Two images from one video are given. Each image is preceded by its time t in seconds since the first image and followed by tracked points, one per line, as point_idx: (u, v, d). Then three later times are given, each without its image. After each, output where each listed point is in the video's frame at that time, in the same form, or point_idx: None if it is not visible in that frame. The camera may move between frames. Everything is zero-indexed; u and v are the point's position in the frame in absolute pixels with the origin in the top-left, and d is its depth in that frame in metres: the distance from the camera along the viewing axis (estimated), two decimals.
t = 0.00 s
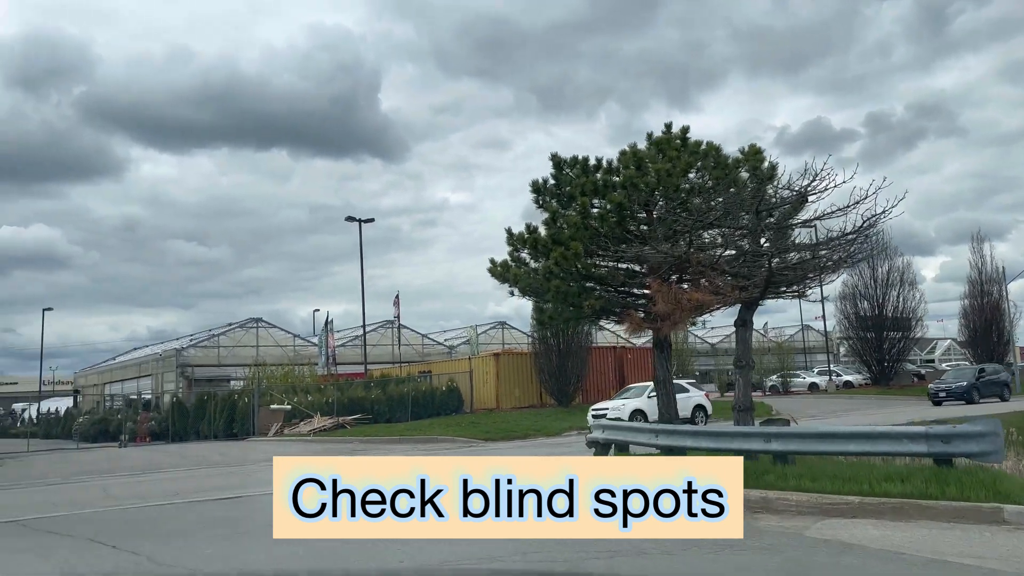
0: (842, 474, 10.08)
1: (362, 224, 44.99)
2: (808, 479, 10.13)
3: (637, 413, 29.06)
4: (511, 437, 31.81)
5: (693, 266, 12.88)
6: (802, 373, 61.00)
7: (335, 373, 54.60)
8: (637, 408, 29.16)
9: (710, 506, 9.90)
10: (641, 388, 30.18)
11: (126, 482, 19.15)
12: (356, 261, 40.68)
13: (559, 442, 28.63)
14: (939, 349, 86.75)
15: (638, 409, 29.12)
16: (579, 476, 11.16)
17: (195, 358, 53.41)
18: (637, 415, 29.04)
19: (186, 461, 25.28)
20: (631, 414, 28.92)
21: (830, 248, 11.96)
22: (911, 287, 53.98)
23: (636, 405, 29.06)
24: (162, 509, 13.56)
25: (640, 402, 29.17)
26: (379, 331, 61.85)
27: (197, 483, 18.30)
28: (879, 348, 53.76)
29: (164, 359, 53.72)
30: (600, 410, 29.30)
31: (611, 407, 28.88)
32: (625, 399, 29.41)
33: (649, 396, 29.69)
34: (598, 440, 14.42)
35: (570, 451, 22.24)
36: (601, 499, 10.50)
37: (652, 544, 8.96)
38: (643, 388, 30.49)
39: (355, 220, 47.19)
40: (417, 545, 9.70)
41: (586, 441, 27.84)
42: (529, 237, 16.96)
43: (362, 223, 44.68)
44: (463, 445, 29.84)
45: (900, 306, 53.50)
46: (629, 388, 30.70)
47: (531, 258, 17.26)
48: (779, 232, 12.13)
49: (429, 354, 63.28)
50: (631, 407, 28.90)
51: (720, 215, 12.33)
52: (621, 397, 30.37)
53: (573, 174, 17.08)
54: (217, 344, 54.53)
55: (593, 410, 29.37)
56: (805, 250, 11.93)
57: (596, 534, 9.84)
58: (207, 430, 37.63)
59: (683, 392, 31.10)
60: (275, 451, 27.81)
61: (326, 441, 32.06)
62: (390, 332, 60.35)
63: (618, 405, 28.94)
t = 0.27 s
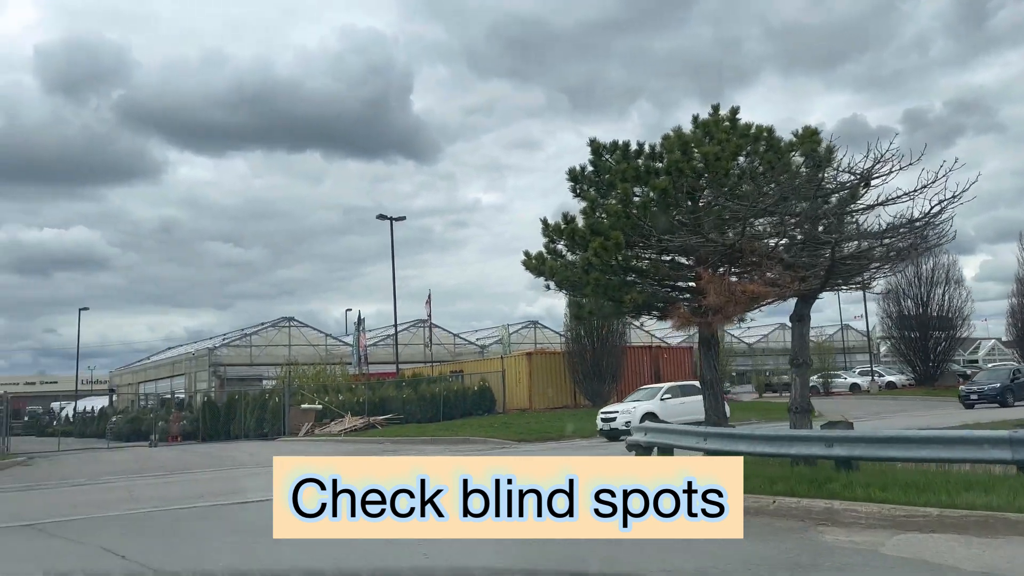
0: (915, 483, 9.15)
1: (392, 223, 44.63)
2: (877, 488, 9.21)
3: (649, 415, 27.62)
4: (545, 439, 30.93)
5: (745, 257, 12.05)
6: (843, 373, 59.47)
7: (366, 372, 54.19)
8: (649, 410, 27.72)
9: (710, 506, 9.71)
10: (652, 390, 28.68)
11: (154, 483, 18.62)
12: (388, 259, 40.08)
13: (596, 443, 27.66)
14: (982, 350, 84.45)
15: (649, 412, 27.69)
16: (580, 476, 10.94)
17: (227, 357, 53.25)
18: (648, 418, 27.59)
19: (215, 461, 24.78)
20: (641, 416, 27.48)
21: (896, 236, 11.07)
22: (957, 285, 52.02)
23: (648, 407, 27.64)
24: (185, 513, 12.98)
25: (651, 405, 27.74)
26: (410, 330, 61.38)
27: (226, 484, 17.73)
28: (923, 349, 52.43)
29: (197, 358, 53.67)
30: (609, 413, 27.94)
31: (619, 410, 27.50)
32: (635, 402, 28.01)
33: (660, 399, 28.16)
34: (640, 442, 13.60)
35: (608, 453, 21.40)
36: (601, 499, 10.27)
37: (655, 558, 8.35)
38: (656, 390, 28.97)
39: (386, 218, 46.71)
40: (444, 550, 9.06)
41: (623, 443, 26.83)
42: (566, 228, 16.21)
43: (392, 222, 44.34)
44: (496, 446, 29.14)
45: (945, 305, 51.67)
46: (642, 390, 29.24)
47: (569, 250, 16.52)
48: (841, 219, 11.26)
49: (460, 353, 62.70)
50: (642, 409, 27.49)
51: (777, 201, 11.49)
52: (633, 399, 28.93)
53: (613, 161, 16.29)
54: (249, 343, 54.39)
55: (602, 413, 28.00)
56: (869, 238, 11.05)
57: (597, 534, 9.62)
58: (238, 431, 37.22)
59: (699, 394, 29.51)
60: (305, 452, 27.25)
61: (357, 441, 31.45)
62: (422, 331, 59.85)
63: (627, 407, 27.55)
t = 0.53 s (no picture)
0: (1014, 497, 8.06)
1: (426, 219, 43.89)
2: (970, 502, 8.14)
3: (660, 420, 25.98)
4: (583, 440, 29.85)
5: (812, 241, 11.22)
6: (890, 373, 57.56)
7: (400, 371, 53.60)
8: (661, 414, 26.10)
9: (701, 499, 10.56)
10: (664, 392, 26.97)
11: (181, 485, 18.01)
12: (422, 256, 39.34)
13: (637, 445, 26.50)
14: None
15: (660, 416, 26.07)
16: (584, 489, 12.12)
17: (262, 355, 52.99)
18: (659, 422, 25.96)
19: (245, 461, 24.19)
20: (651, 421, 25.88)
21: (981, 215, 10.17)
22: (1011, 282, 49.72)
23: (659, 411, 26.02)
24: (208, 519, 12.26)
25: (661, 409, 26.10)
26: (445, 329, 60.69)
27: (254, 487, 17.03)
28: (975, 350, 50.58)
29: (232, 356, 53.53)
30: (617, 416, 26.36)
31: (627, 414, 25.94)
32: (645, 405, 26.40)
33: (672, 402, 26.45)
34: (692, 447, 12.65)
35: (651, 456, 20.40)
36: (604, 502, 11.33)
37: (692, 571, 7.48)
38: (669, 391, 27.23)
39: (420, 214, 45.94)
40: (480, 565, 8.16)
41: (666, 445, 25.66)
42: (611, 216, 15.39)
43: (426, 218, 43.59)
44: (532, 447, 28.26)
45: (999, 303, 49.48)
46: (653, 391, 27.54)
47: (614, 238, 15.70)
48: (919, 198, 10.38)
49: (495, 352, 61.88)
50: (652, 413, 25.87)
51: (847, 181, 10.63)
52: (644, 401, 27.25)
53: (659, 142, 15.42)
54: (284, 341, 54.07)
55: (610, 416, 26.42)
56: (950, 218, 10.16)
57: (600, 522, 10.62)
58: (271, 430, 36.72)
59: (716, 395, 27.66)
60: (337, 452, 26.57)
61: (390, 441, 30.73)
62: (456, 330, 59.12)
63: (636, 411, 25.96)
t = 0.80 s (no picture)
0: None
1: (453, 215, 43.20)
2: None
3: (667, 421, 25.04)
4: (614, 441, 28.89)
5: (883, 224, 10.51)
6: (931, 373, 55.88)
7: (427, 369, 52.97)
8: (669, 416, 25.15)
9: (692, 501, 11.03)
10: (672, 391, 25.98)
11: (202, 486, 17.46)
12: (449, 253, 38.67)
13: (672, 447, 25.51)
14: None
15: (667, 418, 25.13)
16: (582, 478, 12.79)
17: (289, 353, 52.67)
18: (666, 424, 25.03)
19: (269, 461, 23.64)
20: (658, 422, 24.97)
21: None
22: None
23: (666, 413, 25.07)
24: (223, 531, 11.62)
25: (669, 410, 25.09)
26: (473, 326, 59.96)
27: (275, 490, 16.41)
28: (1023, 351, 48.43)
29: (259, 353, 53.27)
30: (623, 417, 25.48)
31: (632, 415, 25.04)
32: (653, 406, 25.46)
33: (681, 402, 25.46)
34: (741, 452, 11.82)
35: (689, 459, 19.48)
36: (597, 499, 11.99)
37: None
38: (678, 391, 26.22)
39: (447, 210, 45.15)
40: None
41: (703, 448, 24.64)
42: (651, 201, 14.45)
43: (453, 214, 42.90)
44: (563, 448, 27.43)
45: None
46: (663, 390, 26.55)
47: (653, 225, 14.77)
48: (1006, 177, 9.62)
49: (523, 351, 61.09)
50: (659, 414, 24.94)
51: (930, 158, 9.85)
52: (652, 401, 26.26)
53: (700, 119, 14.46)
54: (311, 339, 53.64)
55: (615, 417, 25.52)
56: None
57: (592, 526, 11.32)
58: (296, 428, 36.24)
59: (727, 396, 26.58)
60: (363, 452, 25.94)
61: (417, 441, 30.05)
62: (484, 328, 58.38)
63: (642, 413, 25.03)
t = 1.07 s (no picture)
0: None
1: (478, 209, 42.36)
2: None
3: (675, 421, 23.93)
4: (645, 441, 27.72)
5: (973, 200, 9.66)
6: (970, 371, 54.21)
7: (451, 366, 52.25)
8: (677, 415, 24.03)
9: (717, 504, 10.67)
10: (680, 391, 24.85)
11: (218, 486, 16.77)
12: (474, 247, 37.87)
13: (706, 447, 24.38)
14: None
15: (675, 417, 24.02)
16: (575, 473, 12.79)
17: (312, 349, 52.15)
18: (674, 423, 23.91)
19: (289, 459, 22.94)
20: (665, 422, 23.87)
21: None
22: None
23: (675, 412, 23.97)
24: (231, 537, 10.84)
25: (675, 409, 23.96)
26: (497, 323, 59.14)
27: (291, 490, 15.66)
28: None
29: (283, 350, 52.85)
30: (627, 416, 24.36)
31: (638, 414, 23.95)
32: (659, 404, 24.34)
33: (689, 401, 24.31)
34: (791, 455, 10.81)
35: (725, 460, 18.51)
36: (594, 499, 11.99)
37: None
38: (687, 390, 25.05)
39: (472, 204, 44.33)
40: None
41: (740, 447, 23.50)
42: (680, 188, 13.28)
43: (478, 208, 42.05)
44: (591, 448, 26.55)
45: None
46: (672, 389, 25.38)
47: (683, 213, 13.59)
48: None
49: (549, 348, 60.13)
50: (666, 413, 23.83)
51: None
52: (661, 400, 25.10)
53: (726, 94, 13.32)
54: (334, 336, 53.10)
55: (620, 415, 24.43)
56: None
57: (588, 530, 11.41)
58: (319, 425, 35.60)
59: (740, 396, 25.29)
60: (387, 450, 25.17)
61: (442, 439, 29.23)
62: (509, 324, 57.56)
63: (648, 411, 23.92)
